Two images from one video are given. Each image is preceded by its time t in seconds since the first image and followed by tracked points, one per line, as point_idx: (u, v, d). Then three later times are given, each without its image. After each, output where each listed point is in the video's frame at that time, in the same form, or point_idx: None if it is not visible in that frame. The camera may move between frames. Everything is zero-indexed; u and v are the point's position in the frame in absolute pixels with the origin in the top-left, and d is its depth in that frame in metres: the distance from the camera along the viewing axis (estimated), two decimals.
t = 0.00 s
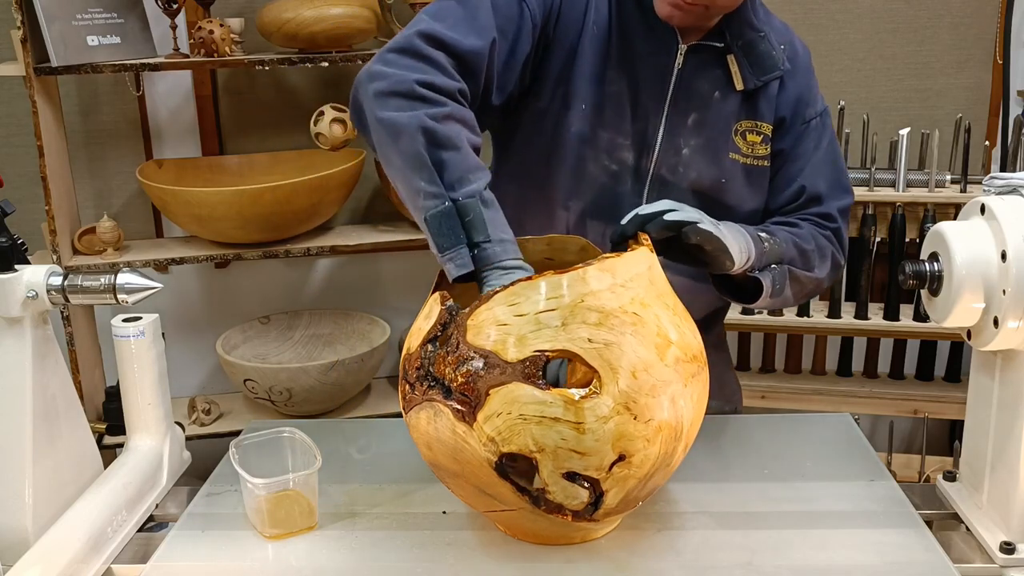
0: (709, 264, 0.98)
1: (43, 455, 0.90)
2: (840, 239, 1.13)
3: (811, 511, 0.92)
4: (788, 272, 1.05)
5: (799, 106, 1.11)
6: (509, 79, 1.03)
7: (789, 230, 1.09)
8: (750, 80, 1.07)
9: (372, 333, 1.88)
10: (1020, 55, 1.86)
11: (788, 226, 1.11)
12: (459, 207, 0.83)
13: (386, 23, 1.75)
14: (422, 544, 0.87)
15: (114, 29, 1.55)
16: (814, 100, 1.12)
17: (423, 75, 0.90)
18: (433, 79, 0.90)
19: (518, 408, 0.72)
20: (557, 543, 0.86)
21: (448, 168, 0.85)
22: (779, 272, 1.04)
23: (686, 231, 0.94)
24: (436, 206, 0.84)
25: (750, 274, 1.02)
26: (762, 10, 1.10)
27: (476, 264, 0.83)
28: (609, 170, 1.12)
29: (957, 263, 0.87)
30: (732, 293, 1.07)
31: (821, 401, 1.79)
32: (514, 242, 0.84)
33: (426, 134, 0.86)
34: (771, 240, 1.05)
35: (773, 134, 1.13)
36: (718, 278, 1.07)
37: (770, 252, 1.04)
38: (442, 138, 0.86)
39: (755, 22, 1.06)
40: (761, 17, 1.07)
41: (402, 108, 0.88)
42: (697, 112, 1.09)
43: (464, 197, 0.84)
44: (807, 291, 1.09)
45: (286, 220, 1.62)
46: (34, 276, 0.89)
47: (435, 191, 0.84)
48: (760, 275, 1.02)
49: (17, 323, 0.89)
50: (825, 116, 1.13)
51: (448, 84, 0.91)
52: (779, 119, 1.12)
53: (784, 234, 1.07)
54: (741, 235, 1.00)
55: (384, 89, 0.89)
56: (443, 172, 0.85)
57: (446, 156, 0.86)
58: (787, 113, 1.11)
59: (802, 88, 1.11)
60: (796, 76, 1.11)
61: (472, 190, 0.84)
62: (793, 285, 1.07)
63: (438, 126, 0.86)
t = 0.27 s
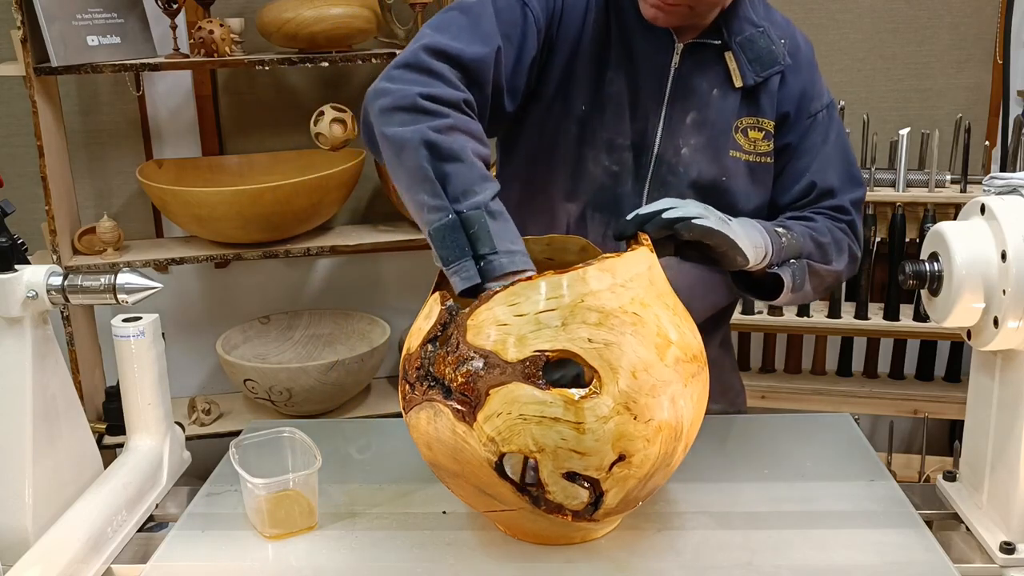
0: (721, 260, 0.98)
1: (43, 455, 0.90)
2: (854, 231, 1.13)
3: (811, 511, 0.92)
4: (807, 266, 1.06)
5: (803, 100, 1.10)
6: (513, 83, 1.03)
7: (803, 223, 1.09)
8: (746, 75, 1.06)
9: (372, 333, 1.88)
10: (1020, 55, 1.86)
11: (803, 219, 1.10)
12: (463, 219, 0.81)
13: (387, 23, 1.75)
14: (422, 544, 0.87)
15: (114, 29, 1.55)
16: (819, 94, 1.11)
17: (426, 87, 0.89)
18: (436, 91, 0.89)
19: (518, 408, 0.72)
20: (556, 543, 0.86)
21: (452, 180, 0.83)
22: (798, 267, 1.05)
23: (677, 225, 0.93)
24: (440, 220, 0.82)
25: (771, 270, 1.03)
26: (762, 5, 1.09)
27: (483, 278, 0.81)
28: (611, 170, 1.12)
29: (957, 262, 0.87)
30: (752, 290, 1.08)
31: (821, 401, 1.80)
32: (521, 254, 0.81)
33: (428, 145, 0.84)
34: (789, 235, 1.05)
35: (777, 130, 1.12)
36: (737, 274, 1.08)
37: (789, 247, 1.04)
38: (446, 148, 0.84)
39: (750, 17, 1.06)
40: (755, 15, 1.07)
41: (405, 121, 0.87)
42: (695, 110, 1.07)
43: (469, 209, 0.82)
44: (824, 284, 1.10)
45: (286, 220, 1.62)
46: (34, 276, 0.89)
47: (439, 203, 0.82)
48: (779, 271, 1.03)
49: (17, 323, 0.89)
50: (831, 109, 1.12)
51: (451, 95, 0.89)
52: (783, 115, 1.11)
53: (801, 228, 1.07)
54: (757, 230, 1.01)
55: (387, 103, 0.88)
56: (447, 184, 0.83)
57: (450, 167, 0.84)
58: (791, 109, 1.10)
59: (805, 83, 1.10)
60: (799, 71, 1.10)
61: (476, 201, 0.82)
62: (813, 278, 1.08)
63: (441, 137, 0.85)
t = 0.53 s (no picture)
0: (725, 260, 0.98)
1: (43, 455, 0.90)
2: (862, 227, 1.12)
3: (811, 511, 0.92)
4: (815, 264, 1.06)
5: (804, 99, 1.11)
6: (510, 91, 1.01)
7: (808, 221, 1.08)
8: (745, 75, 1.07)
9: (372, 333, 1.88)
10: (1020, 55, 1.86)
11: (809, 217, 1.09)
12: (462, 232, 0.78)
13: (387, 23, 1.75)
14: (422, 544, 0.87)
15: (114, 29, 1.55)
16: (820, 91, 1.11)
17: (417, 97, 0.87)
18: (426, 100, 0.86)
19: (518, 408, 0.72)
20: (556, 543, 0.86)
21: (449, 192, 0.80)
22: (806, 264, 1.05)
23: (671, 224, 0.92)
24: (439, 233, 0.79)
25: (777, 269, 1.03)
26: (760, 6, 1.11)
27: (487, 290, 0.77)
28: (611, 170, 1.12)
29: (957, 262, 0.87)
30: (761, 288, 1.08)
31: (821, 401, 1.79)
32: (525, 263, 0.78)
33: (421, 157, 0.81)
34: (795, 232, 1.05)
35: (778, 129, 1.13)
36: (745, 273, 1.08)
37: (796, 245, 1.04)
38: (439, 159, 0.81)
39: (748, 19, 1.07)
40: (750, 17, 1.08)
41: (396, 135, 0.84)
42: (694, 113, 1.08)
43: (468, 221, 0.79)
44: (835, 280, 1.09)
45: (286, 220, 1.62)
46: (34, 276, 0.89)
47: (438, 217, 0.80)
48: (786, 269, 1.03)
49: (17, 323, 0.89)
50: (833, 106, 1.12)
51: (443, 104, 0.87)
52: (783, 114, 1.11)
53: (807, 225, 1.06)
54: (762, 229, 1.01)
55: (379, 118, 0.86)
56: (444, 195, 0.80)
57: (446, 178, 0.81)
58: (792, 107, 1.11)
59: (805, 81, 1.10)
60: (799, 69, 1.10)
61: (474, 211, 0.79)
62: (821, 276, 1.07)
63: (435, 148, 0.82)
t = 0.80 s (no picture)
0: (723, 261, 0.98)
1: (43, 455, 0.90)
2: (864, 235, 1.13)
3: (812, 511, 0.92)
4: (814, 269, 1.06)
5: (810, 105, 1.10)
6: (514, 80, 1.02)
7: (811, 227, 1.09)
8: (753, 80, 1.06)
9: (372, 333, 1.88)
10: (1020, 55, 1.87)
11: (812, 223, 1.10)
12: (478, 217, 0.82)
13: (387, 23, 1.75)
14: (422, 543, 0.87)
15: (114, 29, 1.55)
16: (827, 98, 1.11)
17: (432, 84, 0.88)
18: (441, 88, 0.88)
19: (517, 408, 0.72)
20: (556, 543, 0.86)
21: (464, 178, 0.83)
22: (805, 269, 1.05)
23: (671, 223, 0.92)
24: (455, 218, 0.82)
25: (775, 272, 1.03)
26: (770, 11, 1.11)
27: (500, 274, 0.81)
28: (612, 169, 1.12)
29: (957, 263, 0.87)
30: (758, 291, 1.09)
31: (821, 401, 1.79)
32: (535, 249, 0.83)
33: (439, 143, 0.84)
34: (794, 236, 1.05)
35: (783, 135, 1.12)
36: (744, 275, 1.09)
37: (795, 249, 1.04)
38: (455, 147, 0.84)
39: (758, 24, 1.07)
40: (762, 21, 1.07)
41: (412, 120, 0.86)
42: (700, 115, 1.08)
43: (483, 206, 0.82)
44: (834, 286, 1.10)
45: (286, 220, 1.62)
46: (34, 276, 0.89)
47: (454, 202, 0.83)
48: (785, 273, 1.03)
49: (17, 323, 0.89)
50: (840, 113, 1.12)
51: (457, 92, 0.89)
52: (789, 120, 1.11)
53: (807, 230, 1.07)
54: (762, 233, 1.01)
55: (393, 102, 0.87)
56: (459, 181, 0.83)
57: (461, 166, 0.84)
58: (799, 113, 1.10)
59: (813, 87, 1.10)
60: (807, 75, 1.10)
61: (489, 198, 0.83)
62: (821, 282, 1.07)
63: (449, 136, 0.84)
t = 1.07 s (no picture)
0: (720, 262, 0.99)
1: (43, 455, 0.90)
2: (865, 244, 1.13)
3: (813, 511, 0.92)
4: (807, 278, 1.05)
5: (821, 112, 1.10)
6: (533, 75, 1.01)
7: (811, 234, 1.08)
8: (767, 87, 1.06)
9: (372, 333, 1.88)
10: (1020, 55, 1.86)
11: (811, 231, 1.10)
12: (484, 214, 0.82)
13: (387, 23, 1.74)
14: (422, 543, 0.87)
15: (114, 29, 1.55)
16: (838, 105, 1.11)
17: (445, 77, 0.87)
18: (454, 81, 0.87)
19: (517, 409, 0.72)
20: (556, 543, 0.86)
21: (472, 173, 0.83)
22: (795, 277, 1.04)
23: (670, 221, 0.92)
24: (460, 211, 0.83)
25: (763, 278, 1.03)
26: (785, 16, 1.10)
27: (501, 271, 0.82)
28: (613, 169, 1.12)
29: (957, 263, 0.87)
30: (750, 296, 1.08)
31: (821, 401, 1.79)
32: (538, 249, 0.83)
33: (450, 137, 0.83)
34: (787, 244, 1.04)
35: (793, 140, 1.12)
36: (735, 280, 1.09)
37: (785, 257, 1.04)
38: (465, 142, 0.84)
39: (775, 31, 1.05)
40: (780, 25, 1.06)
41: (423, 112, 0.86)
42: (712, 118, 1.08)
43: (488, 203, 0.82)
44: (829, 296, 1.08)
45: (286, 220, 1.62)
46: (34, 276, 0.89)
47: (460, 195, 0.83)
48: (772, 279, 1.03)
49: (17, 323, 0.89)
50: (849, 121, 1.12)
51: (470, 87, 0.88)
52: (800, 126, 1.11)
53: (803, 239, 1.06)
54: (754, 238, 1.00)
55: (406, 93, 0.87)
56: (467, 175, 0.83)
57: (470, 160, 0.84)
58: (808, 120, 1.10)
59: (825, 94, 1.10)
60: (819, 82, 1.10)
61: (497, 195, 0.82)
62: (815, 290, 1.06)
63: (460, 129, 0.84)
